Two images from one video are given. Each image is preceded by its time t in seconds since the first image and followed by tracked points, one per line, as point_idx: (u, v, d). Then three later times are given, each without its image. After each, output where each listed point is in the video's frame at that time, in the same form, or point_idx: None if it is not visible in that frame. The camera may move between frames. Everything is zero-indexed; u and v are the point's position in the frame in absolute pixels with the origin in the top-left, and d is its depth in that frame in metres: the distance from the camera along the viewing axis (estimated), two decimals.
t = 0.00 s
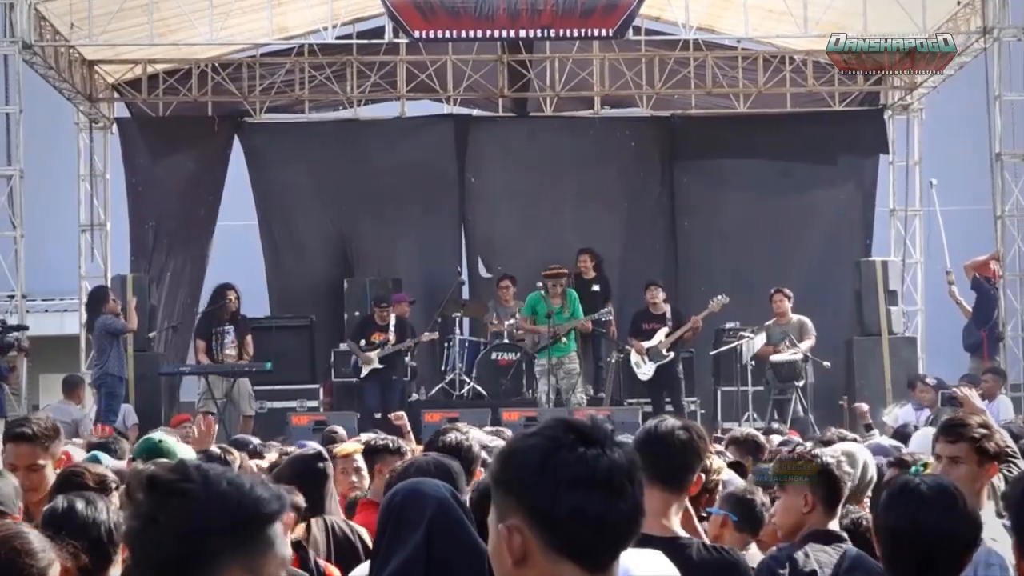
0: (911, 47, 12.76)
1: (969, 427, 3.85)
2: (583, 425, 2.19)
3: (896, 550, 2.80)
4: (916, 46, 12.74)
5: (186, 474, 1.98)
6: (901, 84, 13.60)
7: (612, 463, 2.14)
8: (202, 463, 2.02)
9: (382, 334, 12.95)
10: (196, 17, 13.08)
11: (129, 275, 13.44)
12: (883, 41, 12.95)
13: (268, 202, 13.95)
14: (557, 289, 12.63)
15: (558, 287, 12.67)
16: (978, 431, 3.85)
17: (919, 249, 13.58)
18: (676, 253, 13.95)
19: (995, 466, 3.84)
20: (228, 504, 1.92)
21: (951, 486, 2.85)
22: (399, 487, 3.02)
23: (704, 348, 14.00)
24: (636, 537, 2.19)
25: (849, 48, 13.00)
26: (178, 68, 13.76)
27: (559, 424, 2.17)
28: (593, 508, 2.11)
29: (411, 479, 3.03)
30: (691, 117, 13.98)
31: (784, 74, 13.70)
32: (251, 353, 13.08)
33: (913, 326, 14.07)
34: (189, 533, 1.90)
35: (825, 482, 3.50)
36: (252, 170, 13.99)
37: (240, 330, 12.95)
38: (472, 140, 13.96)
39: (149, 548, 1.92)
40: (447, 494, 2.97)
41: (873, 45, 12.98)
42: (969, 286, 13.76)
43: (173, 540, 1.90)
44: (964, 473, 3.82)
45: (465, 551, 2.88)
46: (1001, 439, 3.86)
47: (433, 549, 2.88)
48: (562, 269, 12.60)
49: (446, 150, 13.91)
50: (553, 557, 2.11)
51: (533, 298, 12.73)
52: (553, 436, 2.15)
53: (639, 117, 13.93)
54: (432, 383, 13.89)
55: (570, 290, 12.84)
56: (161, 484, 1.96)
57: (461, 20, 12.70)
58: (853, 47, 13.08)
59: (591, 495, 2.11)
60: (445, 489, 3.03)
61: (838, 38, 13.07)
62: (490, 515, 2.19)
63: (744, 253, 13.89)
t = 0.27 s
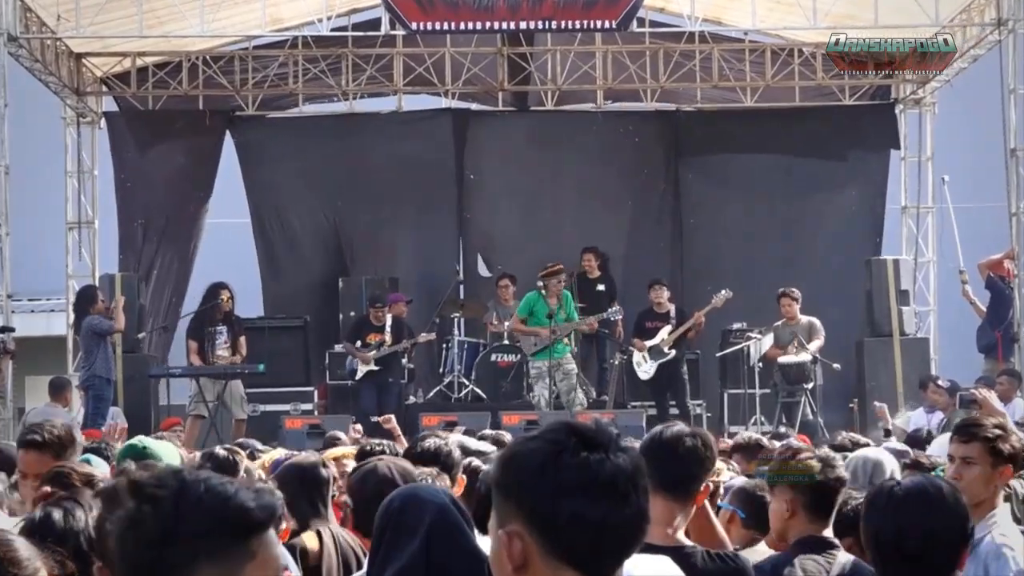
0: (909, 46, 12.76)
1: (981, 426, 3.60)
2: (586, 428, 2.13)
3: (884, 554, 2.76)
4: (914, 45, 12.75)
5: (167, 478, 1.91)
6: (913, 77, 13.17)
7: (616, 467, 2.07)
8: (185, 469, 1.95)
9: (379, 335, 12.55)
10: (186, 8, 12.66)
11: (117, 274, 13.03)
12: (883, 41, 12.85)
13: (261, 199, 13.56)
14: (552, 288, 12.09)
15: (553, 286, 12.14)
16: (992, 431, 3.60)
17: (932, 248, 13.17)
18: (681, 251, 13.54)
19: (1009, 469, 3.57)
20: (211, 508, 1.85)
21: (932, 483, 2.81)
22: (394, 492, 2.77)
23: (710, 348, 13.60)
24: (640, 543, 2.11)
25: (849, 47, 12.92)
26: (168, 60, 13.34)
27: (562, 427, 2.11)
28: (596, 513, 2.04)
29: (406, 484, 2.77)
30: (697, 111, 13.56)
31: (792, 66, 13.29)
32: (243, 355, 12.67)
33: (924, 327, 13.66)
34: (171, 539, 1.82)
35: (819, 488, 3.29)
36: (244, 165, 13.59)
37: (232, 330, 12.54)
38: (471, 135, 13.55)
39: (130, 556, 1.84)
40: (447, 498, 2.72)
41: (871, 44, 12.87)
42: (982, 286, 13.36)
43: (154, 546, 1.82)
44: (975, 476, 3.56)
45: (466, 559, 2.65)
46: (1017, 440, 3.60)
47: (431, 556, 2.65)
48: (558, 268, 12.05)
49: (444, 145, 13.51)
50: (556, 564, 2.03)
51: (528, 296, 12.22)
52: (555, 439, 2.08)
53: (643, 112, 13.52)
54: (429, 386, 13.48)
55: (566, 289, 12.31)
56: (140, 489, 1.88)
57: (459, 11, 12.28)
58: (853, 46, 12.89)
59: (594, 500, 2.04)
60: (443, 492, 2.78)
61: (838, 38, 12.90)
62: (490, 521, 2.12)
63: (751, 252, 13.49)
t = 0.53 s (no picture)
0: (909, 46, 12.13)
1: (988, 426, 3.54)
2: (590, 429, 1.88)
3: None
4: (914, 46, 12.13)
5: (152, 483, 1.72)
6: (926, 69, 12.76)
7: (620, 471, 1.83)
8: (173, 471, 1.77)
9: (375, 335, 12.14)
10: None
11: (105, 273, 12.63)
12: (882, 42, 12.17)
13: (254, 194, 13.16)
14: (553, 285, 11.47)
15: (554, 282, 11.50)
16: (1000, 431, 3.54)
17: (945, 245, 12.76)
18: (687, 249, 13.14)
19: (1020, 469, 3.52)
20: (195, 514, 1.66)
21: (947, 487, 2.48)
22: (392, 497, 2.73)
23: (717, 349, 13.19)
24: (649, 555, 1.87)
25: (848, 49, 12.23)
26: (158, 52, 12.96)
27: (562, 427, 1.87)
28: (602, 521, 1.80)
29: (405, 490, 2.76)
30: (702, 104, 13.16)
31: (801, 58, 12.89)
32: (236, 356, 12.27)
33: (937, 326, 13.25)
34: (155, 543, 1.64)
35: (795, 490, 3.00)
36: (237, 160, 13.20)
37: (223, 329, 12.13)
38: (470, 129, 13.15)
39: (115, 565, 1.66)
40: (444, 503, 2.71)
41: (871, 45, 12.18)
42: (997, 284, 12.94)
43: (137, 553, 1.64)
44: (985, 478, 3.50)
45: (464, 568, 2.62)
46: None
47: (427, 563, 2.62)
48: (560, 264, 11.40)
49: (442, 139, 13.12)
50: None
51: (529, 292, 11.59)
52: (555, 440, 1.85)
53: (647, 105, 13.12)
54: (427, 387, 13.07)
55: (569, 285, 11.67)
56: (124, 494, 1.70)
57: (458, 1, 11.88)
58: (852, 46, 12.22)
59: (600, 505, 1.81)
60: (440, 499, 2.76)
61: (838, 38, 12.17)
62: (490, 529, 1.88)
63: (758, 249, 13.09)
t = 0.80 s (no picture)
0: (909, 47, 12.25)
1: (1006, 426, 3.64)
2: (590, 430, 1.92)
3: None
4: (914, 46, 12.23)
5: (136, 486, 1.82)
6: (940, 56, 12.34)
7: (621, 471, 1.87)
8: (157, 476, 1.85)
9: (372, 331, 11.74)
10: None
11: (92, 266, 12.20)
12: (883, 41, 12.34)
13: (247, 186, 12.76)
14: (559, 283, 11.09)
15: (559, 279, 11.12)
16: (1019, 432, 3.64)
17: (960, 238, 12.37)
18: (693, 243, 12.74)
19: None
20: (181, 514, 1.76)
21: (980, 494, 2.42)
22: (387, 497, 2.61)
23: (723, 345, 12.78)
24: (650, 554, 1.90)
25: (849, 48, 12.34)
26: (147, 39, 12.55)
27: (562, 428, 1.90)
28: (601, 522, 1.83)
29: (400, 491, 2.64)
30: (709, 93, 12.75)
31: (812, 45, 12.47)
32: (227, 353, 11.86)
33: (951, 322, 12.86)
34: (140, 544, 1.73)
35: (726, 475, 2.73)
36: (229, 151, 12.79)
37: (214, 325, 11.73)
38: (469, 119, 12.75)
39: (101, 565, 1.76)
40: (443, 506, 2.58)
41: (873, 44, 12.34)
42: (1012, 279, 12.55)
43: (121, 554, 1.73)
44: (1001, 477, 3.61)
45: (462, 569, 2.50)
46: None
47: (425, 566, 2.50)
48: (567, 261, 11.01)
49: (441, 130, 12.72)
50: None
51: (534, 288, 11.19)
52: (556, 441, 1.88)
53: (653, 94, 12.72)
54: (424, 385, 12.66)
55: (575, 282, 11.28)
56: (109, 497, 1.80)
57: None
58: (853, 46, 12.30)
59: (598, 506, 1.83)
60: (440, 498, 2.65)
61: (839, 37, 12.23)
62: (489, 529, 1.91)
63: (766, 243, 12.69)
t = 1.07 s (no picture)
0: (909, 46, 12.15)
1: None
2: (592, 426, 1.84)
3: None
4: (914, 46, 12.13)
5: (127, 483, 1.82)
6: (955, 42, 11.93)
7: (625, 472, 1.79)
8: (148, 474, 1.84)
9: (367, 325, 11.35)
10: None
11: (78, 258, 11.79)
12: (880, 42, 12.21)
13: (239, 176, 12.38)
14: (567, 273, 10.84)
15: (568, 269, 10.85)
16: None
17: (974, 230, 11.98)
18: (701, 236, 12.35)
19: None
20: (173, 512, 1.76)
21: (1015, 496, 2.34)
22: (385, 495, 2.60)
23: (731, 340, 12.40)
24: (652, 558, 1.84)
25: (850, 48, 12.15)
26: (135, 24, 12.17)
27: (563, 426, 1.81)
28: (602, 522, 1.76)
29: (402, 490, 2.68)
30: (715, 81, 12.35)
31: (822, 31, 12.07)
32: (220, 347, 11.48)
33: (965, 316, 12.47)
34: (133, 544, 1.73)
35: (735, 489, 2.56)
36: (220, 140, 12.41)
37: (205, 318, 11.37)
38: (469, 106, 12.37)
39: (90, 564, 1.75)
40: (441, 503, 2.56)
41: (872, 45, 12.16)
42: None
43: (114, 552, 1.73)
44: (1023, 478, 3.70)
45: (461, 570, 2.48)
46: None
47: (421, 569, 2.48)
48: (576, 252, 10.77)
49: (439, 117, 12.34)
50: None
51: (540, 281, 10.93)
52: (556, 437, 1.79)
53: (657, 81, 12.34)
54: (422, 382, 12.30)
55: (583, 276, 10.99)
56: (100, 494, 1.80)
57: None
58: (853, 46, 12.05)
59: (600, 506, 1.76)
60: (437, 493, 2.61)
61: (838, 37, 11.96)
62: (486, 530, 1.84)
63: (775, 235, 12.32)
